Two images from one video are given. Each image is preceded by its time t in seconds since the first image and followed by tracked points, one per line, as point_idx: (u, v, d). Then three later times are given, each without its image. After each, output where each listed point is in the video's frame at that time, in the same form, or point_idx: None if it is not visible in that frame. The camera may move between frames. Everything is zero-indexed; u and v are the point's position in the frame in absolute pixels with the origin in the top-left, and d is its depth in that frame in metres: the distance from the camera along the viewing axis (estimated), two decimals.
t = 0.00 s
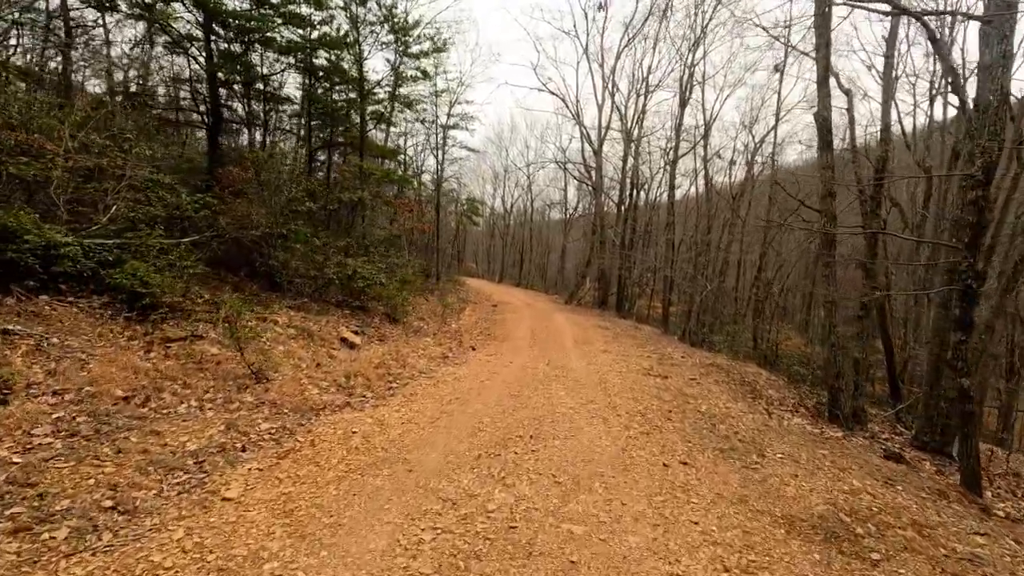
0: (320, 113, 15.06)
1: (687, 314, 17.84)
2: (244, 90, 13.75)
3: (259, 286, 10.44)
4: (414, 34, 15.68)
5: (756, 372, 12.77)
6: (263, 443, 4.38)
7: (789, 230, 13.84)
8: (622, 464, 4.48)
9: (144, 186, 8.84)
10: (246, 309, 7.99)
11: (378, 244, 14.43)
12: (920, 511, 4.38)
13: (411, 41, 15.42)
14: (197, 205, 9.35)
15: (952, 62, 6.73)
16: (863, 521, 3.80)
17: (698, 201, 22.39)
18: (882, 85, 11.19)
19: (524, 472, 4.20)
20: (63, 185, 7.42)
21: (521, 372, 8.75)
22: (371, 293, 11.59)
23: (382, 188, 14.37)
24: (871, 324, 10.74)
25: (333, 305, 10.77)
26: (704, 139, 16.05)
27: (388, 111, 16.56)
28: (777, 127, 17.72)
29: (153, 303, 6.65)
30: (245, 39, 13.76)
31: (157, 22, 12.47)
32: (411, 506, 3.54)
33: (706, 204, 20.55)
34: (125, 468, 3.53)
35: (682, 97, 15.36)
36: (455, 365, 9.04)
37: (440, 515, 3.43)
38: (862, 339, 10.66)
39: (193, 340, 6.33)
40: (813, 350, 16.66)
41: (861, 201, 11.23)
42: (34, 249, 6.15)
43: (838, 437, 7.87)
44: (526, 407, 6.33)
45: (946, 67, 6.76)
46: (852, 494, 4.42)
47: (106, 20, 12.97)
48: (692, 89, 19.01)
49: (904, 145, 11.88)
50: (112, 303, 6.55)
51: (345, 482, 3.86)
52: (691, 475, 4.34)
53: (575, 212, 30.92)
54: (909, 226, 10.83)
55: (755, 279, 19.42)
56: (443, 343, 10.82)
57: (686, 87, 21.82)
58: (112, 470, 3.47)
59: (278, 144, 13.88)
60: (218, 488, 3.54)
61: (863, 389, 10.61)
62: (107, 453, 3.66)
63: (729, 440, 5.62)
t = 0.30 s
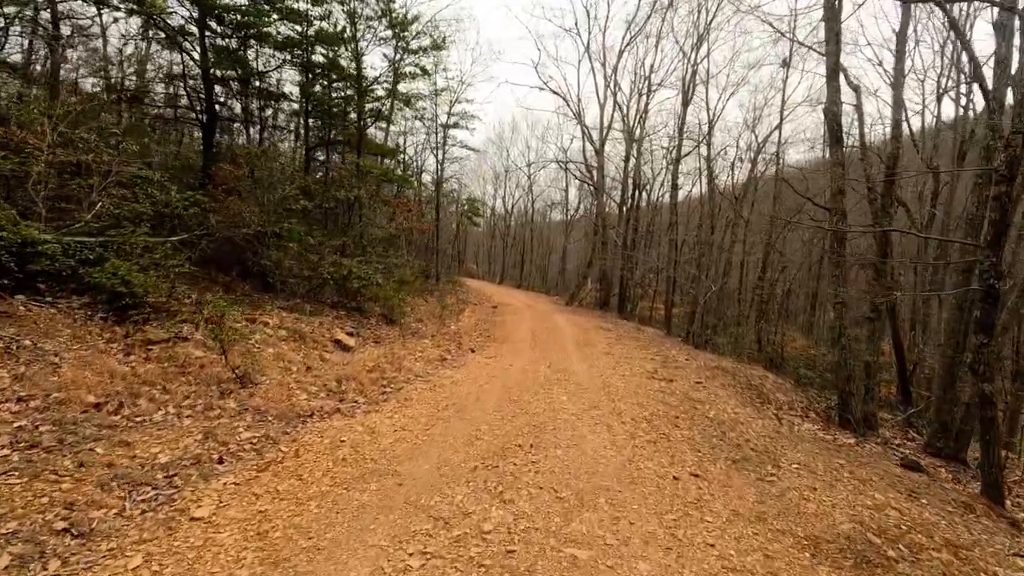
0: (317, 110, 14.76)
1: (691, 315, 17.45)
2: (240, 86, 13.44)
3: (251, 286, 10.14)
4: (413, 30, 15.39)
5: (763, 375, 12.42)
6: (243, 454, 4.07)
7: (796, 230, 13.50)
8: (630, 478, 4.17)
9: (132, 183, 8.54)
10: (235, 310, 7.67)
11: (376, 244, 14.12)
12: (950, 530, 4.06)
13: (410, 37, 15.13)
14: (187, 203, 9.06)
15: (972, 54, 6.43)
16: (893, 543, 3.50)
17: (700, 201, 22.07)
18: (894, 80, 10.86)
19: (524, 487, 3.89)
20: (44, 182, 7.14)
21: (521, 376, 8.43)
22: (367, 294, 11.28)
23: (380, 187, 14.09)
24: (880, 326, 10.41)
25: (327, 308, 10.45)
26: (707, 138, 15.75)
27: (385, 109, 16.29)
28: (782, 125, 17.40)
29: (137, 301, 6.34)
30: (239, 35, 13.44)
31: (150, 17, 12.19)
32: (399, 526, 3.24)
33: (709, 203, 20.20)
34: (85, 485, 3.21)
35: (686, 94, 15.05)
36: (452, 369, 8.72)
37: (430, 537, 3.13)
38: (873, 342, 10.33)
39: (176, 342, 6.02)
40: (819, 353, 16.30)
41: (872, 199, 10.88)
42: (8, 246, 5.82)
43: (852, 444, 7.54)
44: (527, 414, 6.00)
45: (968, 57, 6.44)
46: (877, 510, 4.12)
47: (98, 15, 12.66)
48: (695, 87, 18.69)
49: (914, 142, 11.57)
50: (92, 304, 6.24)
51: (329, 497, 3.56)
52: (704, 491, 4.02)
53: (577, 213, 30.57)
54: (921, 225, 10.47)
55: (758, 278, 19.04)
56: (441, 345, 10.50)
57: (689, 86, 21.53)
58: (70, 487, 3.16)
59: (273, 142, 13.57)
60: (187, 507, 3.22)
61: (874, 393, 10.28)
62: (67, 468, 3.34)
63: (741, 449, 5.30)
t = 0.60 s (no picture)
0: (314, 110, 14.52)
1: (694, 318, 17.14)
2: (235, 85, 13.19)
3: (243, 289, 9.88)
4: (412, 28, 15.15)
5: (768, 380, 12.12)
6: (217, 471, 3.80)
7: (801, 232, 13.20)
8: (633, 496, 3.89)
9: (119, 182, 8.29)
10: (223, 313, 7.41)
11: (373, 246, 13.85)
12: (977, 554, 3.78)
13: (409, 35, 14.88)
14: (176, 203, 8.81)
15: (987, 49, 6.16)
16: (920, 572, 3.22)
17: (703, 203, 21.77)
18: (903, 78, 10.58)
19: (518, 508, 3.61)
20: (25, 181, 6.91)
21: (519, 382, 8.14)
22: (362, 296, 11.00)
23: (378, 188, 13.84)
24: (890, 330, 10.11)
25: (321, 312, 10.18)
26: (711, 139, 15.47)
27: (383, 108, 16.04)
28: (786, 126, 17.12)
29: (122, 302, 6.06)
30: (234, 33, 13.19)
31: (144, 15, 11.98)
32: (381, 554, 2.97)
33: (712, 205, 19.90)
34: (37, 509, 2.94)
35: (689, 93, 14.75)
36: (448, 374, 8.44)
37: (415, 567, 2.86)
38: (882, 347, 10.03)
39: (157, 348, 5.76)
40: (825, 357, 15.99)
41: (881, 200, 10.60)
42: None
43: (863, 454, 7.24)
44: (524, 423, 5.72)
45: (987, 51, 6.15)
46: (898, 533, 3.84)
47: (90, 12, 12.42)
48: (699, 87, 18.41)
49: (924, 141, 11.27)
50: (72, 308, 6.00)
51: (306, 520, 3.28)
52: (713, 511, 3.75)
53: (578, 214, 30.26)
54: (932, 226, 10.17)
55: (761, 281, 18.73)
56: (438, 350, 10.22)
57: (692, 86, 21.26)
58: (19, 510, 2.89)
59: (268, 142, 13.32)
60: (149, 534, 2.95)
61: (883, 399, 9.98)
62: (20, 489, 3.08)
63: (750, 462, 5.02)
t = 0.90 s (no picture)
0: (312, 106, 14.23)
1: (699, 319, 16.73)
2: (230, 80, 12.92)
3: (235, 288, 9.61)
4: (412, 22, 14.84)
5: (777, 384, 11.73)
6: (182, 484, 3.49)
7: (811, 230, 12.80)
8: (635, 513, 3.56)
9: (105, 178, 8.03)
10: (208, 313, 7.12)
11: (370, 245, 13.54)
12: None
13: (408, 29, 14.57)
14: (164, 199, 8.54)
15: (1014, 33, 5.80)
16: None
17: (709, 201, 21.35)
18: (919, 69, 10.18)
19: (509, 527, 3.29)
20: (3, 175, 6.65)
21: (518, 386, 7.80)
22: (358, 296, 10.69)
23: (377, 185, 13.53)
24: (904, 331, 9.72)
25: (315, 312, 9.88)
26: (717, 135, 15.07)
27: (382, 103, 15.73)
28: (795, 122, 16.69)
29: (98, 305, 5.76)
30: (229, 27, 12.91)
31: (140, 10, 11.77)
32: None
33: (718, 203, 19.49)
34: None
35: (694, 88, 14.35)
36: (444, 377, 8.11)
37: None
38: (896, 350, 9.65)
39: (134, 350, 5.48)
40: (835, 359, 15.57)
41: (895, 196, 10.19)
42: None
43: (880, 462, 6.86)
44: (520, 430, 5.38)
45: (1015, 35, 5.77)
46: (926, 556, 3.51)
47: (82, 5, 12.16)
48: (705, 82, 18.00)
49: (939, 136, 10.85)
50: (46, 308, 5.72)
51: (273, 543, 2.97)
52: (723, 532, 3.41)
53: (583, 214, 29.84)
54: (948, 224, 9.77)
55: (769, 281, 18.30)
56: (435, 351, 9.90)
57: (698, 82, 20.86)
58: None
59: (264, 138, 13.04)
60: (95, 559, 2.65)
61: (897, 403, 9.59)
62: None
63: (762, 474, 4.67)
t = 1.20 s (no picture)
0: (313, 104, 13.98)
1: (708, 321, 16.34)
2: (229, 77, 12.68)
3: (232, 288, 9.37)
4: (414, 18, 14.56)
5: (789, 388, 11.36)
6: (155, 502, 3.22)
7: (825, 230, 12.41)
8: (648, 536, 3.26)
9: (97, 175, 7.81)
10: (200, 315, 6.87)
11: (372, 245, 13.29)
12: None
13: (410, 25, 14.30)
14: (159, 197, 8.31)
15: None
16: None
17: (717, 201, 20.94)
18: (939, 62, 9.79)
19: (509, 552, 3.00)
20: None
21: (522, 391, 7.49)
22: (358, 297, 10.43)
23: (378, 184, 13.25)
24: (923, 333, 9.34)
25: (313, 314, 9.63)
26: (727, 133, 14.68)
27: (385, 101, 15.46)
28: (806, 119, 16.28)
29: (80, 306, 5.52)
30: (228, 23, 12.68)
31: (139, 7, 11.58)
32: None
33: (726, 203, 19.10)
34: None
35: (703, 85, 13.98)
36: (445, 381, 7.82)
37: None
38: (916, 354, 9.28)
39: (118, 353, 5.24)
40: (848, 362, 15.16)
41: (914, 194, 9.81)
42: None
43: (902, 473, 6.51)
44: (523, 440, 5.08)
45: None
46: None
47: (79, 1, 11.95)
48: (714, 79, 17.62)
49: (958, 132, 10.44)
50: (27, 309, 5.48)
51: (248, 571, 2.69)
52: (746, 559, 3.10)
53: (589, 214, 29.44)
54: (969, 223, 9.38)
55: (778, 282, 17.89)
56: (437, 354, 9.61)
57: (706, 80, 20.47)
58: None
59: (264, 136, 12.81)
60: None
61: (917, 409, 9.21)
62: None
63: (782, 489, 4.35)
